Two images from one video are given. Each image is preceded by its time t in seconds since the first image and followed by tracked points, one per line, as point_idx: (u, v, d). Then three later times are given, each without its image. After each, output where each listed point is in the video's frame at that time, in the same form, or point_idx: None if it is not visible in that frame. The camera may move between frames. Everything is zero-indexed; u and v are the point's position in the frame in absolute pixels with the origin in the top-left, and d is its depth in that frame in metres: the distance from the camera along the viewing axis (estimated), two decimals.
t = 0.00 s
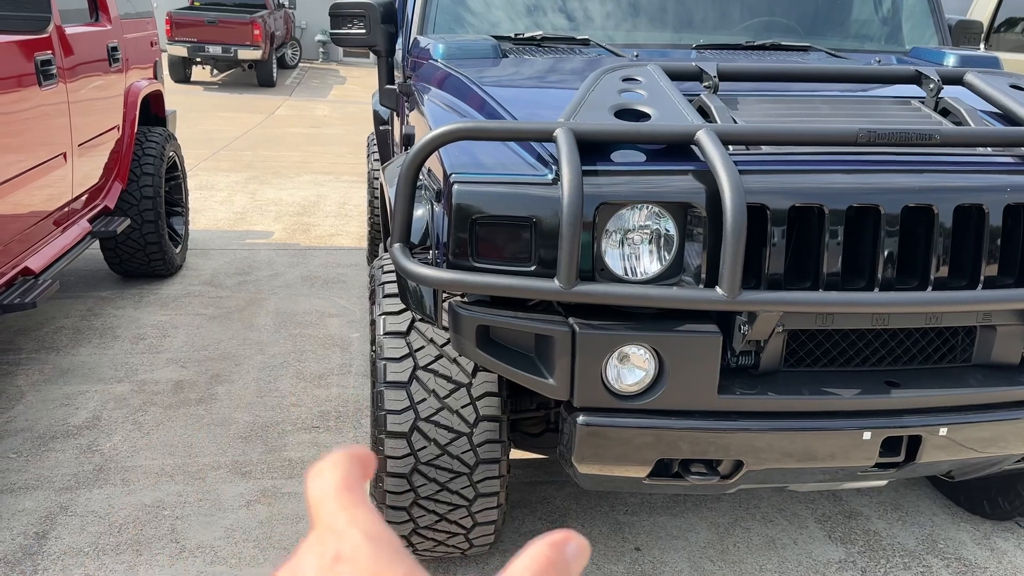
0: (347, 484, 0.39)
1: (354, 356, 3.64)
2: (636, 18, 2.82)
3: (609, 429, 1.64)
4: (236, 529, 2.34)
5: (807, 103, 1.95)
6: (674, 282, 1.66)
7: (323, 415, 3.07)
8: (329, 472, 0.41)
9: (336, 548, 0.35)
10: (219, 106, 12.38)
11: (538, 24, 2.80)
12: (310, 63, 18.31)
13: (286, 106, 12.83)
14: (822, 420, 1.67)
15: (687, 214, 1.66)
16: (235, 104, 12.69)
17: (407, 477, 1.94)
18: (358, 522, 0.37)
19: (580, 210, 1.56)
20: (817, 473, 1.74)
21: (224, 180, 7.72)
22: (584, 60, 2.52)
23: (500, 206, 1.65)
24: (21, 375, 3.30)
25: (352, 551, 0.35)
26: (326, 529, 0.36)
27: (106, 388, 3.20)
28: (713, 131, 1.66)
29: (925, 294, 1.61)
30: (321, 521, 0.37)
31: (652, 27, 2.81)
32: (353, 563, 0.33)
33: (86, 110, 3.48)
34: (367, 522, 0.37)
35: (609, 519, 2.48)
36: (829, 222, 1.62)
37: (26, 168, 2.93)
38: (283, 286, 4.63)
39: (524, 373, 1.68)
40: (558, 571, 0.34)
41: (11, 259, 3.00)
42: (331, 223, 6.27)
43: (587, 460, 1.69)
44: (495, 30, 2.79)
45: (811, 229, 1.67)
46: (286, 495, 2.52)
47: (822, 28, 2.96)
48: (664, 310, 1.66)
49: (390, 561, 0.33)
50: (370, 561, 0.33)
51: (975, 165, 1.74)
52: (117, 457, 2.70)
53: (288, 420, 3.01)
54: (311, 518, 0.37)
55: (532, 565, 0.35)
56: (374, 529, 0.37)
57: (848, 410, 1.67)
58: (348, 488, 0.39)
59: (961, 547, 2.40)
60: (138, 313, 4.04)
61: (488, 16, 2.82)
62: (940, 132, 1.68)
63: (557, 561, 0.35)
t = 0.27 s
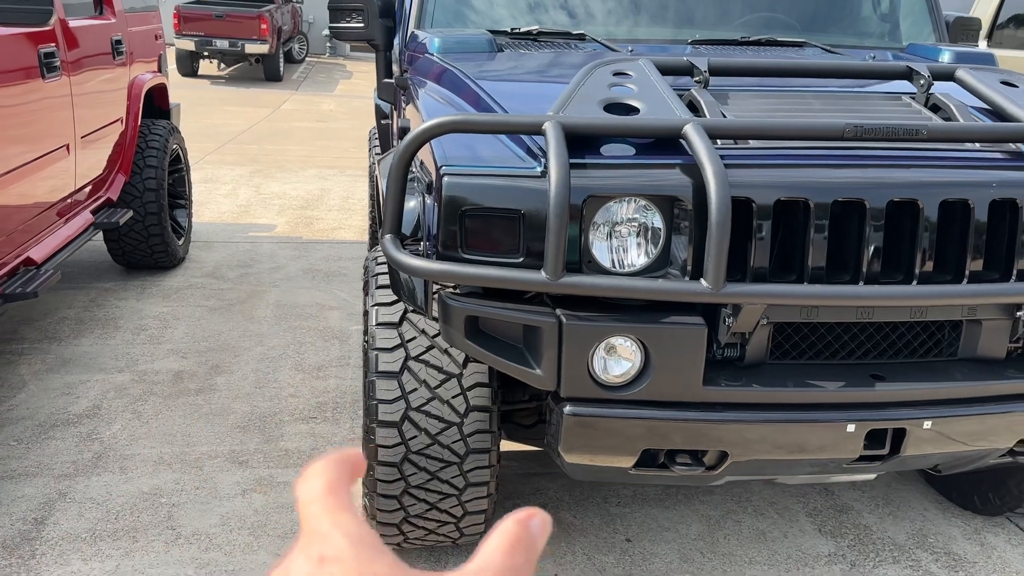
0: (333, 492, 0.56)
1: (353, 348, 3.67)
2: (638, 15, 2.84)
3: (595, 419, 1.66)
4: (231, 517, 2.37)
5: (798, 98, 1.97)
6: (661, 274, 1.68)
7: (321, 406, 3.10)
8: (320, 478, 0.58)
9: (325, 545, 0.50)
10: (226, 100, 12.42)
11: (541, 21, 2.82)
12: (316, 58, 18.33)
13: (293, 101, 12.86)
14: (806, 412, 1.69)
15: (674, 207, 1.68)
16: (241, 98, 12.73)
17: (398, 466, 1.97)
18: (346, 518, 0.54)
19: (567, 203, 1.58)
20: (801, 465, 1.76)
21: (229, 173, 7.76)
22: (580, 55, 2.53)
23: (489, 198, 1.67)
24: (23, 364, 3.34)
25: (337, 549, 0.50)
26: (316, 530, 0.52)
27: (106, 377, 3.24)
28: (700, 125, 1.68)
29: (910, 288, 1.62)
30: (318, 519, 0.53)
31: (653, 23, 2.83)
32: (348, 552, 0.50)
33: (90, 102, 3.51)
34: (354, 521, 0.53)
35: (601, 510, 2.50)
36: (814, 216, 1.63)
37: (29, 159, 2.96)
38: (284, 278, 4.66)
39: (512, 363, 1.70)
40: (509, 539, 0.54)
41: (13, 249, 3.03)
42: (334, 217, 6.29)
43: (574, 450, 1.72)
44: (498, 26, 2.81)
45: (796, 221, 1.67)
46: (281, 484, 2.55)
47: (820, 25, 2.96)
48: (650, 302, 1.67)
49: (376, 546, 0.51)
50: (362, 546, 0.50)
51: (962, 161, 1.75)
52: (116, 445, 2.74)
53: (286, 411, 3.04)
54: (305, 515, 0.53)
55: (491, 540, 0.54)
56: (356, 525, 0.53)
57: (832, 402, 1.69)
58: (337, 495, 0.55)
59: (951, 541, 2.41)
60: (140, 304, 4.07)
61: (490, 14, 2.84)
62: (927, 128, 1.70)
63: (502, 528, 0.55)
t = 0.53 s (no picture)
0: (289, 478, 0.43)
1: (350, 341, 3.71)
2: (635, 14, 2.86)
3: (569, 409, 1.69)
4: (221, 504, 2.42)
5: (778, 95, 1.99)
6: (636, 267, 1.71)
7: (315, 397, 3.14)
8: (266, 465, 0.45)
9: (290, 530, 0.39)
10: (235, 95, 12.49)
11: (540, 20, 2.85)
12: (326, 53, 18.40)
13: (302, 95, 12.92)
14: (779, 405, 1.71)
15: (649, 202, 1.71)
16: (250, 93, 12.80)
17: (381, 454, 2.01)
18: (308, 503, 0.41)
19: (542, 196, 1.61)
20: (775, 456, 1.78)
21: (235, 167, 7.82)
22: (569, 51, 2.56)
23: (467, 192, 1.70)
24: (25, 353, 3.40)
25: (308, 531, 0.39)
26: (277, 518, 0.40)
27: (106, 367, 3.29)
28: (675, 121, 1.70)
29: (881, 282, 1.65)
30: (270, 509, 0.41)
31: (651, 20, 2.85)
32: (311, 543, 0.38)
33: (92, 95, 3.56)
34: (321, 502, 0.41)
35: (587, 501, 2.53)
36: (786, 211, 1.66)
37: (30, 151, 3.01)
38: (285, 271, 4.71)
39: (489, 354, 1.73)
40: (494, 509, 0.41)
41: (14, 240, 3.08)
42: (338, 211, 6.34)
43: (550, 439, 1.75)
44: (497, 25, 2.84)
45: (769, 216, 1.70)
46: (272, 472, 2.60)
47: (813, 21, 2.97)
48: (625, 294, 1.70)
49: (346, 532, 0.39)
50: (325, 539, 0.38)
51: (937, 157, 1.77)
52: (113, 433, 2.79)
53: (281, 401, 3.09)
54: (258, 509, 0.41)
55: (472, 515, 0.41)
56: (323, 508, 0.41)
57: (805, 395, 1.72)
58: (289, 480, 0.43)
59: (933, 536, 2.43)
60: (141, 295, 4.13)
61: (490, 13, 2.86)
62: (902, 124, 1.72)
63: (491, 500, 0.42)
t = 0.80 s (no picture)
0: (310, 450, 0.40)
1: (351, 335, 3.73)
2: (639, 11, 2.87)
3: (560, 401, 1.71)
4: (220, 495, 2.44)
5: (772, 90, 1.99)
6: (627, 261, 1.72)
7: (315, 391, 3.16)
8: (288, 438, 0.42)
9: (313, 509, 0.37)
10: (243, 91, 12.54)
11: (544, 17, 2.86)
12: (335, 50, 18.43)
13: (310, 92, 12.96)
14: (769, 398, 1.72)
15: (641, 196, 1.72)
16: (259, 89, 12.84)
17: (375, 446, 2.02)
18: (329, 480, 0.39)
19: (532, 190, 1.62)
20: (766, 450, 1.79)
21: (242, 163, 7.86)
22: (567, 46, 2.57)
23: (459, 186, 1.71)
24: (29, 346, 3.43)
25: (330, 513, 0.37)
26: (298, 495, 0.38)
27: (108, 360, 3.33)
28: (667, 115, 1.71)
29: (871, 277, 1.65)
30: (291, 483, 0.39)
31: (655, 18, 2.86)
32: (332, 529, 0.36)
33: (98, 91, 3.59)
34: (344, 480, 0.39)
35: (583, 495, 2.55)
36: (777, 205, 1.66)
37: (35, 146, 3.04)
38: (289, 267, 4.73)
39: (481, 346, 1.75)
40: (514, 505, 0.40)
41: (19, 234, 3.11)
42: (342, 208, 6.36)
43: (541, 432, 1.76)
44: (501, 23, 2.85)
45: (760, 211, 1.71)
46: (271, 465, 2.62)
47: (814, 17, 2.97)
48: (616, 288, 1.71)
49: (369, 518, 0.37)
50: (346, 524, 0.36)
51: (930, 152, 1.77)
52: (114, 425, 2.82)
53: (281, 395, 3.11)
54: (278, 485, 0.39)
55: (492, 508, 0.40)
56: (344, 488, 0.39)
57: (795, 389, 1.72)
58: (310, 451, 0.40)
59: (929, 532, 2.43)
60: (145, 290, 4.16)
61: (494, 12, 2.88)
62: (894, 119, 1.72)
63: (511, 495, 0.41)
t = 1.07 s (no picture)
0: (289, 455, 0.39)
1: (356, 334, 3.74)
2: (643, 11, 2.86)
3: (557, 400, 1.71)
4: (222, 493, 2.46)
5: (772, 90, 1.99)
6: (625, 261, 1.72)
7: (318, 390, 3.17)
8: (269, 442, 0.41)
9: (287, 514, 0.38)
10: (252, 91, 12.59)
11: (548, 17, 2.86)
12: (343, 50, 18.47)
13: (319, 92, 12.99)
14: (767, 398, 1.71)
15: (638, 195, 1.72)
16: (268, 89, 12.89)
17: (375, 445, 2.03)
18: (306, 483, 0.39)
19: (529, 190, 1.63)
20: (764, 449, 1.79)
21: (250, 162, 7.89)
22: (569, 46, 2.58)
23: (457, 185, 1.71)
24: (35, 344, 3.46)
25: (304, 519, 0.38)
26: (274, 500, 0.38)
27: (114, 358, 3.35)
28: (665, 115, 1.71)
29: (870, 277, 1.64)
30: (267, 490, 0.39)
31: (659, 18, 2.86)
32: (306, 535, 0.37)
33: (106, 92, 3.61)
34: (321, 486, 0.39)
35: (584, 494, 2.55)
36: (775, 205, 1.66)
37: (43, 147, 3.06)
38: (295, 266, 4.75)
39: (478, 345, 1.75)
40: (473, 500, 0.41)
41: (25, 233, 3.13)
42: (349, 207, 6.38)
43: (538, 430, 1.77)
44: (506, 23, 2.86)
45: (758, 210, 1.71)
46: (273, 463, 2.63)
47: (818, 16, 2.96)
48: (614, 287, 1.71)
49: (341, 520, 0.37)
50: (321, 531, 0.37)
51: (930, 152, 1.76)
52: (119, 422, 2.84)
53: (284, 393, 3.13)
54: (255, 489, 0.39)
55: (453, 505, 0.40)
56: (322, 490, 0.39)
57: (793, 389, 1.72)
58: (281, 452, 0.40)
59: (931, 533, 2.42)
60: (151, 288, 4.19)
61: (499, 12, 2.89)
62: (893, 119, 1.71)
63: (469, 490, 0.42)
